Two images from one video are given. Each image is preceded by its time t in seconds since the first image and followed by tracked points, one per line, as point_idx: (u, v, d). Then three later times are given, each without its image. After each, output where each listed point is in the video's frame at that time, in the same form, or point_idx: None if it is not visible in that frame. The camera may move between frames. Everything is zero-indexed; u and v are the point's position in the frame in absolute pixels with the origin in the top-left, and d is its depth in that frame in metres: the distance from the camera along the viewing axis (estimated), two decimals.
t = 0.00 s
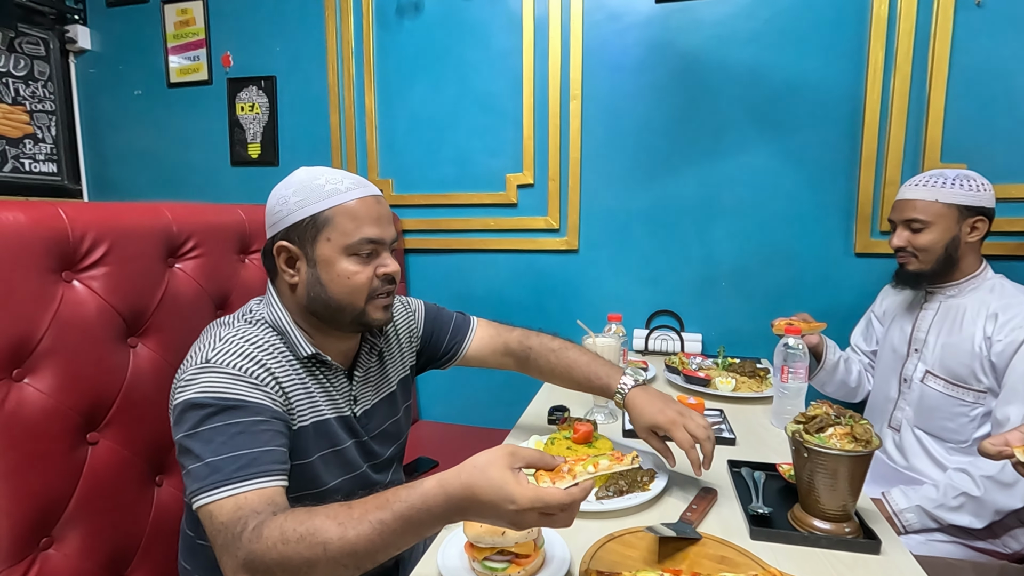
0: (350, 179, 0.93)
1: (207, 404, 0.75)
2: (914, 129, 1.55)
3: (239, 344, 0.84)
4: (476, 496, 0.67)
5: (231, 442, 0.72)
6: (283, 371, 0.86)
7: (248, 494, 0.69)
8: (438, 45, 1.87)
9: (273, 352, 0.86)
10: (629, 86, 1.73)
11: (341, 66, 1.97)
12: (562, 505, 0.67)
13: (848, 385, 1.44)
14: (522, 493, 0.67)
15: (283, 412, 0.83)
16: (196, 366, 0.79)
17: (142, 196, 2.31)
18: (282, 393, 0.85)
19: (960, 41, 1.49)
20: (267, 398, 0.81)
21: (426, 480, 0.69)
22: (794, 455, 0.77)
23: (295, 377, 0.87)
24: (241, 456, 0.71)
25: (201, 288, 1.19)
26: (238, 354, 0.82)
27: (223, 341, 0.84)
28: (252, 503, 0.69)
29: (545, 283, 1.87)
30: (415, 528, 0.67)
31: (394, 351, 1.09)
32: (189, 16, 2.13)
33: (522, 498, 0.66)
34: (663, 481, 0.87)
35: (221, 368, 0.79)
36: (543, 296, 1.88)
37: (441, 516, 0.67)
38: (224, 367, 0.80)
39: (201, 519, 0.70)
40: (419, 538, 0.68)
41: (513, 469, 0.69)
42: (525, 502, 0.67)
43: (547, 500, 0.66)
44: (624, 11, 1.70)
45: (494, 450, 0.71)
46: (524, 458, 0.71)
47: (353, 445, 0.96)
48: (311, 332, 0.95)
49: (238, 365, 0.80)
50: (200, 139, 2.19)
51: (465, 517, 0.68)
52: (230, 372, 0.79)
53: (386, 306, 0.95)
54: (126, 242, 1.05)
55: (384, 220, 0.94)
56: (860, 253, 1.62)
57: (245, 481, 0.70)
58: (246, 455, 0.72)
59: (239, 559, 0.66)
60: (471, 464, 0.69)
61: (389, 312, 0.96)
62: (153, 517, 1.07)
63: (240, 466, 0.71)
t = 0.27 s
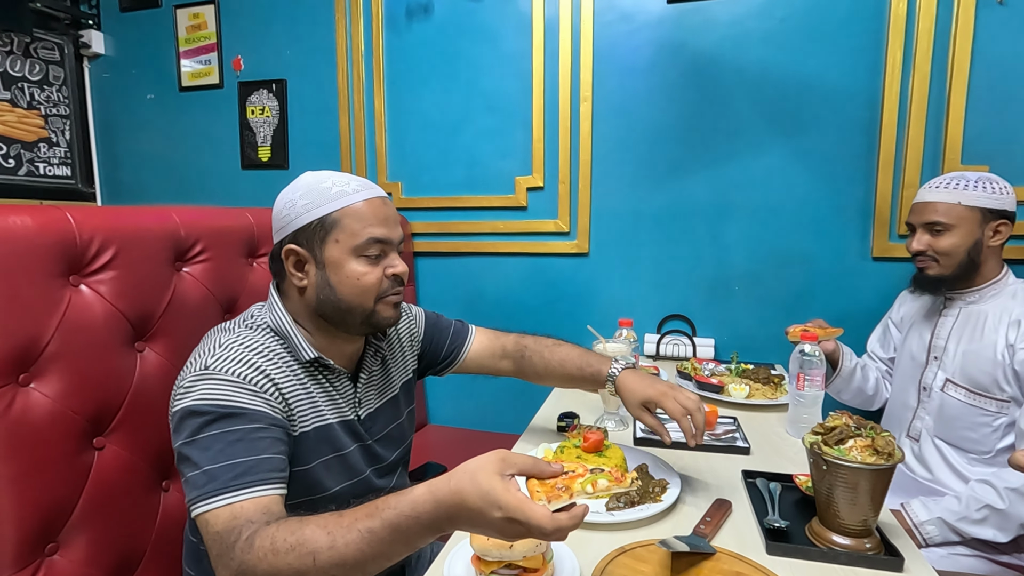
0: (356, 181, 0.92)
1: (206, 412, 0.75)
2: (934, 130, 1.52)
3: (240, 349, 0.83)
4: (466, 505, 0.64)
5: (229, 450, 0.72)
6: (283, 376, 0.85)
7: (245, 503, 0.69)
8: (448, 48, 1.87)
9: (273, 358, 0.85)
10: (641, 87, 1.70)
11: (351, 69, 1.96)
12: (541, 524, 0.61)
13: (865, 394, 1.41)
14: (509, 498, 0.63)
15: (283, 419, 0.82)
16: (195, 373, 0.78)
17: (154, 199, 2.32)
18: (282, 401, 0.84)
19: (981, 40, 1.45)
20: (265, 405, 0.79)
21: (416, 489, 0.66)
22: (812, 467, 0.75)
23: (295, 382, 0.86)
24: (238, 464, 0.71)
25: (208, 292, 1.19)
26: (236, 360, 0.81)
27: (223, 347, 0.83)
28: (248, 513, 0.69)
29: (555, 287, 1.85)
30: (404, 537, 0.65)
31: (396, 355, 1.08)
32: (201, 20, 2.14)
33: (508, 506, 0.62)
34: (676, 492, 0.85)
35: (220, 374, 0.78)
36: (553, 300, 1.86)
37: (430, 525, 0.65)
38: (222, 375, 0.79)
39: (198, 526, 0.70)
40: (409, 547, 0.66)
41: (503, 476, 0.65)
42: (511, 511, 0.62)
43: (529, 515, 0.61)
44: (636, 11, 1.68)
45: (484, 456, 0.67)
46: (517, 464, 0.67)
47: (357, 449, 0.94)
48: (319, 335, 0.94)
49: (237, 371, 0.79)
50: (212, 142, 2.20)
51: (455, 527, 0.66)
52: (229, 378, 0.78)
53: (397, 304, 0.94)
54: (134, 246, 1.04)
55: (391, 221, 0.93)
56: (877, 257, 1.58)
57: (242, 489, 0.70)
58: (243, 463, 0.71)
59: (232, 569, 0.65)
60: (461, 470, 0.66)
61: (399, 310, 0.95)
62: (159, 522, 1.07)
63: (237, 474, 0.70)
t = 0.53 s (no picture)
0: (371, 184, 0.93)
1: (209, 419, 0.74)
2: (950, 130, 1.49)
3: (246, 355, 0.82)
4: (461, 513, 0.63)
5: (232, 458, 0.72)
6: (288, 383, 0.84)
7: (244, 513, 0.68)
8: (457, 50, 1.86)
9: (278, 364, 0.84)
10: (650, 88, 1.69)
11: (360, 72, 1.97)
12: (537, 522, 0.61)
13: (879, 400, 1.38)
14: (504, 497, 0.62)
15: (287, 426, 0.81)
16: (200, 379, 0.78)
17: (166, 202, 2.33)
18: (287, 407, 0.83)
19: (998, 39, 1.43)
20: (269, 413, 0.79)
21: (410, 495, 0.65)
22: (826, 476, 0.73)
23: (301, 388, 0.85)
24: (240, 473, 0.71)
25: (216, 294, 1.19)
26: (240, 367, 0.80)
27: (229, 353, 0.82)
28: (248, 522, 0.68)
29: (563, 290, 1.84)
30: (398, 546, 0.64)
31: (401, 363, 1.09)
32: (212, 24, 2.16)
33: (503, 504, 0.62)
34: (685, 499, 0.84)
35: (225, 381, 0.78)
36: (562, 303, 1.85)
37: (425, 533, 0.64)
38: (227, 382, 0.78)
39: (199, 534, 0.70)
40: (404, 556, 0.64)
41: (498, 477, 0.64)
42: (506, 510, 0.62)
43: (523, 513, 0.61)
44: (645, 12, 1.67)
45: (479, 459, 0.66)
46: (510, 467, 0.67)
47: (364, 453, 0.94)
48: (330, 334, 0.94)
49: (243, 377, 0.79)
50: (223, 145, 2.21)
51: (452, 534, 0.65)
52: (234, 385, 0.78)
53: (409, 305, 0.95)
54: (142, 248, 1.05)
55: (405, 223, 0.94)
56: (891, 260, 1.56)
57: (242, 498, 0.69)
58: (245, 471, 0.71)
59: None
60: (456, 475, 0.65)
61: (411, 311, 0.96)
62: (166, 524, 1.07)
63: (239, 482, 0.70)
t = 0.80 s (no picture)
0: (375, 185, 0.93)
1: (225, 415, 0.74)
2: (965, 130, 1.47)
3: (258, 354, 0.83)
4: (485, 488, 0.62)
5: (249, 452, 0.71)
6: (301, 381, 0.84)
7: (264, 504, 0.68)
8: (465, 51, 1.86)
9: (291, 362, 0.85)
10: (660, 89, 1.68)
11: (369, 74, 1.97)
12: (558, 491, 0.60)
13: (894, 404, 1.36)
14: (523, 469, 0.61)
15: (301, 423, 0.81)
16: (214, 377, 0.78)
17: (178, 204, 2.35)
18: (300, 404, 0.83)
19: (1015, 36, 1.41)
20: (284, 409, 0.79)
21: (430, 473, 0.64)
22: (839, 480, 0.72)
23: (313, 386, 0.85)
24: (258, 466, 0.70)
25: (225, 295, 1.19)
26: (255, 364, 0.80)
27: (241, 352, 0.83)
28: (268, 513, 0.68)
29: (572, 292, 1.83)
30: (421, 522, 0.63)
31: (405, 368, 1.10)
32: (223, 27, 2.17)
33: (523, 477, 0.61)
34: (694, 503, 0.83)
35: (239, 378, 0.78)
36: (570, 305, 1.84)
37: (446, 508, 0.63)
38: (242, 379, 0.78)
39: (217, 530, 0.69)
40: (427, 532, 0.64)
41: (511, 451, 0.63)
42: (526, 482, 0.61)
43: (545, 481, 0.60)
44: (654, 12, 1.66)
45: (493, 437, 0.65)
46: (525, 445, 0.65)
47: (374, 452, 0.94)
48: (340, 337, 0.94)
49: (256, 375, 0.79)
50: (233, 147, 2.23)
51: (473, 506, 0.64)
52: (248, 382, 0.78)
53: (418, 303, 0.95)
54: (152, 249, 1.05)
55: (409, 222, 0.94)
56: (905, 262, 1.54)
57: (261, 492, 0.69)
58: (263, 464, 0.71)
59: (252, 570, 0.64)
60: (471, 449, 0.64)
61: (419, 308, 0.96)
62: (175, 524, 1.07)
63: (257, 476, 0.70)
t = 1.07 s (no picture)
0: (376, 187, 0.93)
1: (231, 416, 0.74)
2: (982, 131, 1.44)
3: (261, 356, 0.83)
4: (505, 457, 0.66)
5: (258, 449, 0.71)
6: (305, 383, 0.84)
7: (276, 499, 0.68)
8: (473, 54, 1.86)
9: (295, 365, 0.85)
10: (668, 91, 1.67)
11: (378, 77, 1.98)
12: (586, 452, 0.65)
13: (908, 410, 1.33)
14: (548, 437, 0.65)
15: (305, 422, 0.81)
16: (219, 379, 0.78)
17: (188, 207, 2.37)
18: (304, 405, 0.83)
19: None
20: (291, 408, 0.79)
21: (450, 451, 0.67)
22: (851, 490, 0.70)
23: (316, 390, 0.85)
24: (267, 462, 0.70)
25: (232, 298, 1.20)
26: (260, 366, 0.81)
27: (244, 355, 0.83)
28: (280, 507, 0.68)
29: (580, 295, 1.82)
30: (444, 499, 0.65)
31: (410, 372, 1.09)
32: (234, 32, 2.19)
33: (550, 443, 0.65)
34: (702, 510, 0.81)
35: (243, 379, 0.78)
36: (578, 308, 1.83)
37: (468, 483, 0.65)
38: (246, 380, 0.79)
39: (227, 531, 0.68)
40: (449, 509, 0.66)
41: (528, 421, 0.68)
42: (552, 447, 0.65)
43: (573, 445, 0.65)
44: (663, 14, 1.65)
45: (510, 410, 0.69)
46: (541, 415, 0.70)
47: (375, 457, 0.93)
48: (336, 338, 0.93)
49: (259, 376, 0.79)
50: (243, 151, 2.24)
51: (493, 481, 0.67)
52: (252, 383, 0.78)
53: (415, 308, 0.94)
54: (159, 252, 1.05)
55: (410, 225, 0.93)
56: (920, 265, 1.51)
57: (271, 487, 0.69)
58: (273, 461, 0.71)
59: (269, 565, 0.64)
60: (490, 426, 0.67)
61: (418, 314, 0.95)
62: (180, 527, 1.07)
63: (267, 472, 0.70)
